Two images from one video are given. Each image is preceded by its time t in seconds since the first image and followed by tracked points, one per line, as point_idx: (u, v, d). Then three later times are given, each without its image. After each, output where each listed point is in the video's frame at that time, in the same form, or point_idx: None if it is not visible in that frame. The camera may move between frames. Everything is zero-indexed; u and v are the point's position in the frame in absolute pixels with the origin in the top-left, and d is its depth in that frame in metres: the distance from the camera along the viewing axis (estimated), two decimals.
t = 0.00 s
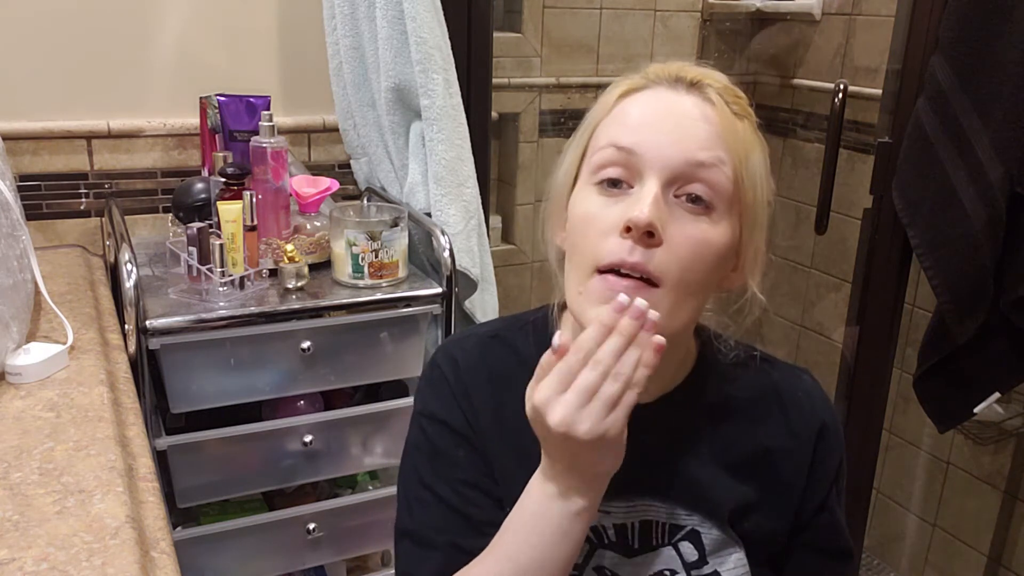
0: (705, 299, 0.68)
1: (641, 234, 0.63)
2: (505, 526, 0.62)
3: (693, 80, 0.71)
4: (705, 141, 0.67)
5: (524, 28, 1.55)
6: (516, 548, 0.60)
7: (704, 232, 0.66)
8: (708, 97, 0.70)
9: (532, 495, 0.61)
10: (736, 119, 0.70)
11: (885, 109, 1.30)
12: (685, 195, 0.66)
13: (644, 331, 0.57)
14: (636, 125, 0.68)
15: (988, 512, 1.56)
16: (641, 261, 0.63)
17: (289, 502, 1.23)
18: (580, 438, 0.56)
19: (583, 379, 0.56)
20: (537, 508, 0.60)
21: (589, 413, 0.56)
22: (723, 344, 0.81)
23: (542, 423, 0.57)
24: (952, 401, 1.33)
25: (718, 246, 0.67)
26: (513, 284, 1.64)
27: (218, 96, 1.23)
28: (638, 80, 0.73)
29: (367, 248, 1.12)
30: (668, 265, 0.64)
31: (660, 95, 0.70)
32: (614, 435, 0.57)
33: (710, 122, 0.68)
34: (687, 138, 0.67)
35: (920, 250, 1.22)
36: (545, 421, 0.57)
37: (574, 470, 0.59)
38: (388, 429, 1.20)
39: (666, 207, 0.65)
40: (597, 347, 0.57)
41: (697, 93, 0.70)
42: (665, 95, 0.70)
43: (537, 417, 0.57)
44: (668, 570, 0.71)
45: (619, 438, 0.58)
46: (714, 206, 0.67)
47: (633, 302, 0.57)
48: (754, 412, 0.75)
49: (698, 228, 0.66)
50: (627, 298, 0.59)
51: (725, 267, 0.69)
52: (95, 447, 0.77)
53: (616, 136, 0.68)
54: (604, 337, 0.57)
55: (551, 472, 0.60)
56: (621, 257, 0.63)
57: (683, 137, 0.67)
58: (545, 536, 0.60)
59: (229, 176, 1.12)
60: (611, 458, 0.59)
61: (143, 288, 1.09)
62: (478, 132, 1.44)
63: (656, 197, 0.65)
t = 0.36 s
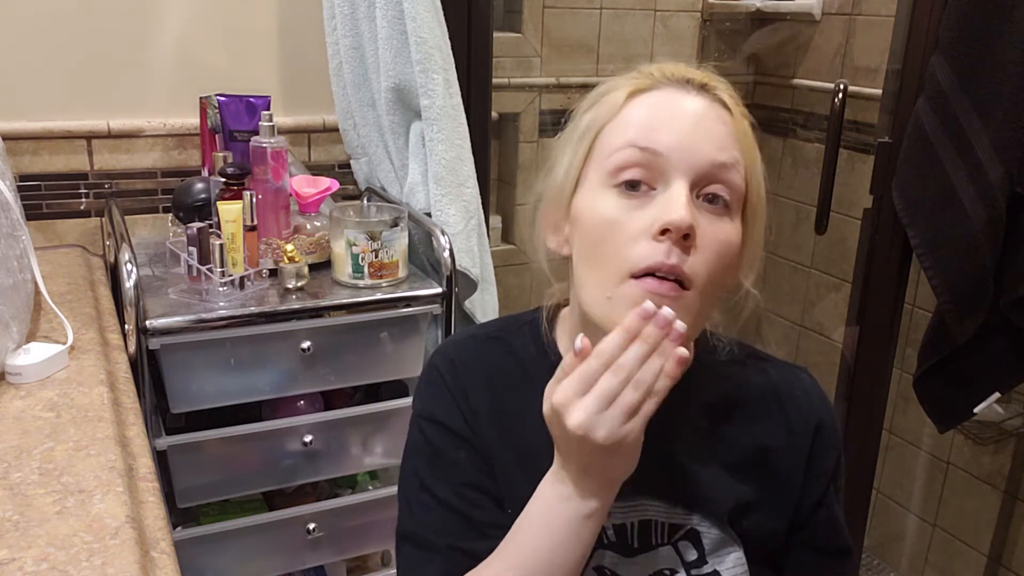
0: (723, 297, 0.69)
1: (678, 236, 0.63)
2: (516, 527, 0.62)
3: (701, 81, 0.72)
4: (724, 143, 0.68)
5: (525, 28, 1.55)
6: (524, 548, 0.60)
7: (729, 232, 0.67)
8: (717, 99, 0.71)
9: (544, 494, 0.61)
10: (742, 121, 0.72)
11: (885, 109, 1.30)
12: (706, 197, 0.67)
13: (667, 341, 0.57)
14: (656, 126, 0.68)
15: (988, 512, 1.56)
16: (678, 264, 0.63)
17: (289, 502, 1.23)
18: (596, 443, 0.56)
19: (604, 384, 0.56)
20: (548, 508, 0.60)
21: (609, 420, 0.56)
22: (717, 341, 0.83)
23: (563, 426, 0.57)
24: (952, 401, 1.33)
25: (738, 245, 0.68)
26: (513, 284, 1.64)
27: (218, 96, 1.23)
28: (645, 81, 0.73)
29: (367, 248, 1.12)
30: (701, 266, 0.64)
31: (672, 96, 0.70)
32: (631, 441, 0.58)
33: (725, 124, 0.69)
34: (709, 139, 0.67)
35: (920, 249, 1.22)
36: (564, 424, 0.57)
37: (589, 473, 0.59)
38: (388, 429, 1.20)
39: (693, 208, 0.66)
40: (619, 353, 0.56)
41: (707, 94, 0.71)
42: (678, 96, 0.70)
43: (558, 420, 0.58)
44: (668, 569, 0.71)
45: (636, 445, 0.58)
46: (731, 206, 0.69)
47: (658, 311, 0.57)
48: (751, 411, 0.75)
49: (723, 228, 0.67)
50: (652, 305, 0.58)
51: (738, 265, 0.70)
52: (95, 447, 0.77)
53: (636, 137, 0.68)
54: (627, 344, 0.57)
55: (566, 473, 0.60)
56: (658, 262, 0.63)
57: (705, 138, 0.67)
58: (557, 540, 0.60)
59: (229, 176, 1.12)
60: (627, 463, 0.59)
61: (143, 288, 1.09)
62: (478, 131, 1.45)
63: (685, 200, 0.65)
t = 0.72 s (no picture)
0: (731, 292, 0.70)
1: (699, 237, 0.64)
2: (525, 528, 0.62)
3: (703, 78, 0.72)
4: (733, 141, 0.68)
5: (525, 28, 1.56)
6: (532, 553, 0.60)
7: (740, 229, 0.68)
8: (721, 96, 0.71)
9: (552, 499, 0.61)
10: (743, 116, 0.73)
11: (885, 109, 1.30)
12: (717, 195, 0.68)
13: (688, 360, 0.56)
14: (667, 126, 0.67)
15: (988, 512, 1.56)
16: (699, 264, 0.64)
17: (289, 502, 1.23)
18: (617, 462, 0.56)
19: (623, 404, 0.56)
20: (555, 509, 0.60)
21: (630, 440, 0.56)
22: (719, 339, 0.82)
23: (580, 444, 0.57)
24: (952, 401, 1.33)
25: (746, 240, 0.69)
26: (513, 284, 1.64)
27: (218, 96, 1.23)
28: (647, 77, 0.72)
29: (367, 248, 1.12)
30: (718, 265, 0.65)
31: (678, 93, 0.70)
32: (646, 462, 0.57)
33: (732, 122, 0.69)
34: (720, 138, 0.67)
35: (921, 249, 1.22)
36: (583, 442, 0.57)
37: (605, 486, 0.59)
38: (388, 429, 1.20)
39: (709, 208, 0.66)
40: (639, 372, 0.56)
41: (711, 91, 0.71)
42: (684, 93, 0.70)
43: (576, 437, 0.57)
44: (669, 568, 0.71)
45: (652, 463, 0.58)
46: (739, 203, 0.70)
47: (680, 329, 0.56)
48: (748, 409, 0.75)
49: (735, 225, 0.68)
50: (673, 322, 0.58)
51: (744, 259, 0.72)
52: (95, 447, 0.77)
53: (648, 137, 0.68)
54: (648, 363, 0.56)
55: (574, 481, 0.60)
56: (680, 263, 0.64)
57: (716, 137, 0.67)
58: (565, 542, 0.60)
59: (229, 176, 1.12)
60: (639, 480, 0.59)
61: (143, 288, 1.09)
62: (478, 131, 1.45)
63: (702, 200, 0.65)
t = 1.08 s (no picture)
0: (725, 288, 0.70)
1: (686, 234, 0.63)
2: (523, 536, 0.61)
3: (691, 75, 0.72)
4: (721, 137, 0.68)
5: (525, 28, 1.56)
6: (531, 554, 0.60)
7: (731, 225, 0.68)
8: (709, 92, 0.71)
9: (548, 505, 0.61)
10: (731, 112, 0.73)
11: (885, 109, 1.30)
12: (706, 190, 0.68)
13: (635, 340, 0.57)
14: (654, 124, 0.67)
15: (988, 512, 1.56)
16: (687, 261, 0.63)
17: (289, 502, 1.23)
18: (584, 452, 0.56)
19: (581, 392, 0.56)
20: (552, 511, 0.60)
21: (592, 426, 0.56)
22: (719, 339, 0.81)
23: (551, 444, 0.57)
24: (953, 401, 1.33)
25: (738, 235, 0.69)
26: (513, 284, 1.64)
27: (218, 96, 1.23)
28: (634, 77, 0.72)
29: (367, 248, 1.12)
30: (709, 261, 0.65)
31: (664, 91, 0.70)
32: (615, 451, 0.56)
33: (719, 118, 0.69)
34: (706, 134, 0.67)
35: (921, 249, 1.22)
36: (551, 441, 0.57)
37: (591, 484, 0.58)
38: (388, 429, 1.20)
39: (698, 204, 0.66)
40: (591, 360, 0.57)
41: (698, 88, 0.71)
42: (670, 91, 0.70)
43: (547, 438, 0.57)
44: (670, 565, 0.71)
45: (626, 452, 0.57)
46: (730, 198, 0.69)
47: (622, 313, 0.58)
48: (748, 407, 0.75)
49: (725, 221, 0.67)
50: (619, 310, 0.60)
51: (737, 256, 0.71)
52: (96, 447, 0.77)
53: (634, 136, 0.68)
54: (597, 351, 0.58)
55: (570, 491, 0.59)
56: (670, 260, 0.63)
57: (703, 134, 0.67)
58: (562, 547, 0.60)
59: (229, 176, 1.12)
60: (624, 473, 0.58)
61: (143, 288, 1.09)
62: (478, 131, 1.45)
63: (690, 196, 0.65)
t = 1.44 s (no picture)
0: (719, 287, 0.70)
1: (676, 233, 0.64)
2: (511, 520, 0.62)
3: (684, 75, 0.72)
4: (714, 136, 0.68)
5: (524, 28, 1.56)
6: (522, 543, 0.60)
7: (723, 223, 0.68)
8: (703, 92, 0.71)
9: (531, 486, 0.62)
10: (725, 110, 0.72)
11: (886, 109, 1.31)
12: (698, 190, 0.68)
13: (611, 310, 0.60)
14: (646, 125, 0.67)
15: (988, 513, 1.56)
16: (677, 260, 0.64)
17: (289, 502, 1.23)
18: (552, 413, 0.59)
19: (556, 356, 0.60)
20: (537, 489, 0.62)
21: (561, 390, 0.59)
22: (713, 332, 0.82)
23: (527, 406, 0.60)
24: (953, 401, 1.33)
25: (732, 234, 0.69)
26: (513, 284, 1.64)
27: (218, 96, 1.23)
28: (628, 77, 0.72)
29: (367, 248, 1.12)
30: (700, 260, 0.65)
31: (658, 91, 0.69)
32: (586, 416, 0.59)
33: (713, 117, 0.69)
34: (699, 134, 0.67)
35: (921, 249, 1.22)
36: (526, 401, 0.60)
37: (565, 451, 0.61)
38: (387, 429, 1.20)
39: (689, 203, 0.66)
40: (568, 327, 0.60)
41: (692, 88, 0.71)
42: (664, 91, 0.69)
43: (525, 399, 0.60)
44: (667, 565, 0.71)
45: (596, 417, 0.60)
46: (723, 197, 0.69)
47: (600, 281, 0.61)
48: (747, 406, 0.75)
49: (717, 219, 0.67)
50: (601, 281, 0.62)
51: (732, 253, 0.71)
52: (96, 447, 0.77)
53: (627, 136, 0.68)
54: (577, 318, 0.61)
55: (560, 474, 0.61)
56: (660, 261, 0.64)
57: (696, 134, 0.67)
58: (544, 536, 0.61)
59: (229, 176, 1.12)
60: (597, 442, 0.60)
61: (143, 288, 1.09)
62: (479, 131, 1.45)
63: (681, 195, 0.65)
